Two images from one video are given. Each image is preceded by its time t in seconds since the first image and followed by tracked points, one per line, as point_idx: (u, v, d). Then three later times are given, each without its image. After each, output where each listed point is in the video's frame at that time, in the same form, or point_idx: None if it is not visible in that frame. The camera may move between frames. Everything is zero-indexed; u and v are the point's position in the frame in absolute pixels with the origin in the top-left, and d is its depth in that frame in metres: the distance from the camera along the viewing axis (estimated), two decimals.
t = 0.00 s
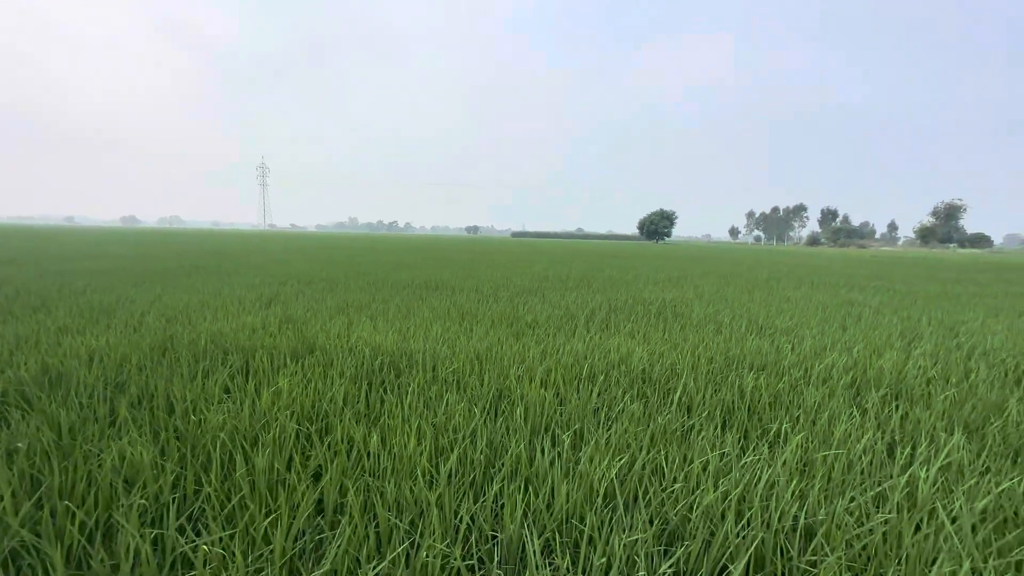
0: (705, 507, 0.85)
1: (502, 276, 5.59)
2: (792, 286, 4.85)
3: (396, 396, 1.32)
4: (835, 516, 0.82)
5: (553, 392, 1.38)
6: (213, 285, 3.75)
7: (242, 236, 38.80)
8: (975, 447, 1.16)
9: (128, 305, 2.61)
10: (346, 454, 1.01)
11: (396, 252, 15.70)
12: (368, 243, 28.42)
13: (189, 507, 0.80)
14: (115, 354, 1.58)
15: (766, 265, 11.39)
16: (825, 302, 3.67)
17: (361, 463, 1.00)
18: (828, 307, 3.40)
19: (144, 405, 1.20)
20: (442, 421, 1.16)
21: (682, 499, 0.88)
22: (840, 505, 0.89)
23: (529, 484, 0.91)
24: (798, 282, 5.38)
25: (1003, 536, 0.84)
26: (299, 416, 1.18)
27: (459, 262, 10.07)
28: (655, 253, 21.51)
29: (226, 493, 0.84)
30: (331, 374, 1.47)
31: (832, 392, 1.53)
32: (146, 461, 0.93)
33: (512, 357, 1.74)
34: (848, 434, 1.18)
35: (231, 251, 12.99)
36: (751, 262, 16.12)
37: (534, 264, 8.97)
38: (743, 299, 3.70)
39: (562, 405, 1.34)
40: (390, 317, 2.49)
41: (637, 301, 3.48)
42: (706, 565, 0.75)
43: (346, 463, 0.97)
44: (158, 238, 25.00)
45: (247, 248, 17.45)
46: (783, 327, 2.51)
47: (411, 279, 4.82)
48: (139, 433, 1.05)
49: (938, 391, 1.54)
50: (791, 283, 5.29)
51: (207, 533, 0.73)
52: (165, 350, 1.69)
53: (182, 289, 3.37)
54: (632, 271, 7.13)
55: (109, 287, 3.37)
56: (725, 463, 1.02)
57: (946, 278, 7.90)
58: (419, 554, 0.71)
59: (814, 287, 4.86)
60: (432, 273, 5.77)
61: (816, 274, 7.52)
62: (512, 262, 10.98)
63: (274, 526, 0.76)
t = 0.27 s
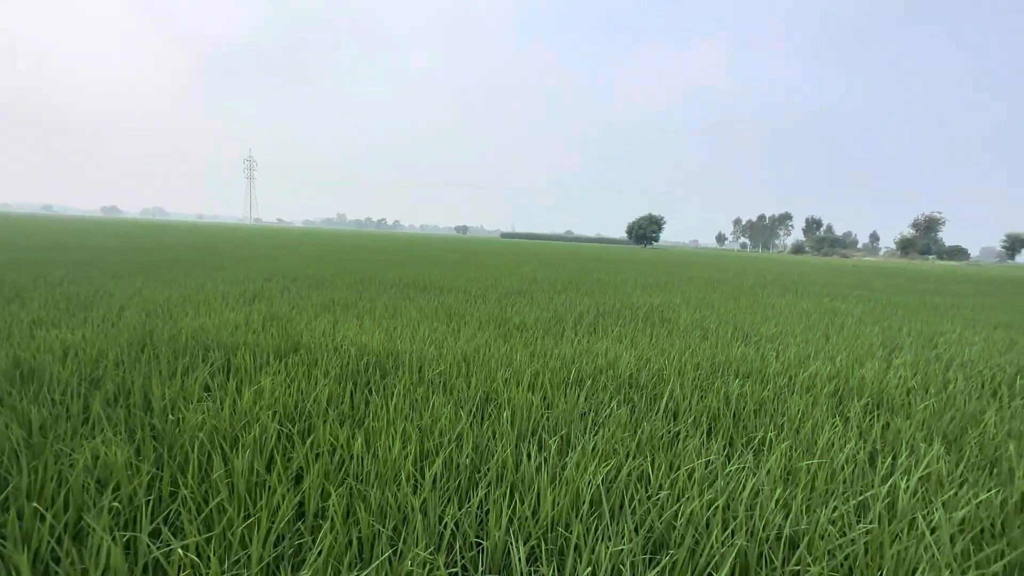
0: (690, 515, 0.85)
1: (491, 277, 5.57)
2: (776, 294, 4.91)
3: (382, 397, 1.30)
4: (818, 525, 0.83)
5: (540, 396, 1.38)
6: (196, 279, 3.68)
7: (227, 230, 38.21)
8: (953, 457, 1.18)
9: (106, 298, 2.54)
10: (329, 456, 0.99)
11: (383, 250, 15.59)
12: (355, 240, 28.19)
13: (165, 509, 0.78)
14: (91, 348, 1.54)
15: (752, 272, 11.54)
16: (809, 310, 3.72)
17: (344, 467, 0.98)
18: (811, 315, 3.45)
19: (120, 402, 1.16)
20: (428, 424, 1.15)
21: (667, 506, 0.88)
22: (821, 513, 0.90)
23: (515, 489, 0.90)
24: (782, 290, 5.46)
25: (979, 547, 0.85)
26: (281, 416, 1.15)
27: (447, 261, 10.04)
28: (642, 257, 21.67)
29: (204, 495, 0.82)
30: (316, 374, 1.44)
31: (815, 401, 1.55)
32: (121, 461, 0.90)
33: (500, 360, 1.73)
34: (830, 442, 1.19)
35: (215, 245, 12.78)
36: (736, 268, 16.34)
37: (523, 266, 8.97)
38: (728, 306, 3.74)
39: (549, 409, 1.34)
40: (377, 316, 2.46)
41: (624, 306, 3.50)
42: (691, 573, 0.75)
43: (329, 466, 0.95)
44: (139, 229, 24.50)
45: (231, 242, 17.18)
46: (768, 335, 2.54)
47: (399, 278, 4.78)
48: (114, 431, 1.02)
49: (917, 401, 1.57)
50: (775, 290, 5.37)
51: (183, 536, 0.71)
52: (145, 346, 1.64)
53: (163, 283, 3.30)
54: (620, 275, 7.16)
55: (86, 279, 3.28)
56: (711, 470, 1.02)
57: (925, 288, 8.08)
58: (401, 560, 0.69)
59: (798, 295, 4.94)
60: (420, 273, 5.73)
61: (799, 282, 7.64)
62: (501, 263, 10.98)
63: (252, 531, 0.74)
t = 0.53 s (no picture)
0: (680, 520, 0.84)
1: (482, 277, 5.55)
2: (766, 299, 4.95)
3: (371, 398, 1.28)
4: (807, 532, 0.83)
5: (530, 399, 1.37)
6: (182, 274, 3.61)
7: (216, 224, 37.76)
8: (938, 465, 1.19)
9: (89, 292, 2.49)
10: (316, 458, 0.97)
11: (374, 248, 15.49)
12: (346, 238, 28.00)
13: (145, 511, 0.76)
14: (71, 344, 1.50)
15: (741, 277, 11.64)
16: (798, 316, 3.75)
17: (330, 468, 0.96)
18: (800, 321, 3.48)
19: (101, 399, 1.14)
20: (417, 426, 1.13)
21: (657, 512, 0.88)
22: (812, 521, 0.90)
23: (504, 493, 0.89)
24: (771, 296, 5.50)
25: (965, 556, 0.85)
26: (267, 415, 1.13)
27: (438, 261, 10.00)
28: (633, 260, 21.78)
29: (185, 496, 0.80)
30: (304, 373, 1.42)
31: (804, 407, 1.56)
32: (101, 460, 0.88)
33: (490, 362, 1.72)
34: (819, 449, 1.19)
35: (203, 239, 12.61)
36: (725, 273, 16.50)
37: (514, 267, 8.96)
38: (718, 310, 3.75)
39: (540, 412, 1.33)
40: (366, 315, 2.44)
41: (615, 308, 3.50)
42: None
43: (315, 468, 0.93)
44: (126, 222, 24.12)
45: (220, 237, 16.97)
46: (757, 340, 2.56)
47: (390, 277, 4.74)
48: (95, 430, 0.99)
49: (904, 408, 1.59)
50: (765, 296, 5.40)
51: (162, 539, 0.69)
52: (128, 342, 1.61)
53: (148, 277, 3.24)
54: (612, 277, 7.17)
55: (69, 272, 3.21)
56: (701, 475, 1.02)
57: (910, 297, 8.21)
58: (387, 565, 0.68)
59: (787, 301, 4.98)
60: (411, 272, 5.70)
61: (788, 288, 7.72)
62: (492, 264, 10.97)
63: (234, 535, 0.72)
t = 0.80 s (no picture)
0: (681, 520, 0.86)
1: (479, 277, 5.56)
2: (761, 301, 4.99)
3: (373, 397, 1.29)
4: (806, 532, 0.84)
5: (530, 399, 1.38)
6: (179, 271, 3.60)
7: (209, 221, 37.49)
8: (932, 468, 1.21)
9: (85, 288, 2.47)
10: (320, 457, 0.98)
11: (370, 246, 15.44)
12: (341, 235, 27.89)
13: (152, 510, 0.76)
14: (69, 341, 1.49)
15: (736, 279, 11.70)
16: (792, 319, 3.79)
17: (334, 467, 0.97)
18: (794, 324, 3.51)
19: (102, 397, 1.13)
20: (419, 426, 1.14)
21: (659, 512, 0.89)
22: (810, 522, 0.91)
23: (507, 493, 0.90)
24: (766, 298, 5.55)
25: (960, 556, 0.87)
26: (269, 414, 1.14)
27: (434, 260, 9.99)
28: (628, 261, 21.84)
29: (191, 494, 0.81)
30: (304, 372, 1.42)
31: (799, 409, 1.58)
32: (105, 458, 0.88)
33: (490, 362, 1.73)
34: (816, 451, 1.21)
35: (197, 236, 12.52)
36: (719, 274, 16.59)
37: (511, 267, 8.97)
38: (714, 312, 3.78)
39: (540, 412, 1.34)
40: (366, 314, 2.44)
41: (612, 309, 3.52)
42: None
43: (319, 467, 0.94)
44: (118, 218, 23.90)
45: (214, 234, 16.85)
46: (753, 342, 2.58)
47: (387, 276, 4.74)
48: (98, 428, 0.99)
49: (897, 411, 1.61)
50: (760, 298, 5.45)
51: (170, 537, 0.69)
52: (126, 339, 1.60)
53: (145, 274, 3.22)
54: (608, 278, 7.20)
55: (64, 268, 3.19)
56: (701, 476, 1.04)
57: (901, 300, 8.30)
58: (395, 563, 0.69)
59: (782, 304, 5.02)
60: (408, 271, 5.70)
61: (782, 290, 7.77)
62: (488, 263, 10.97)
63: (242, 533, 0.72)
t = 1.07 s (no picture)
0: (697, 510, 0.88)
1: (484, 273, 5.60)
2: (765, 297, 5.01)
3: (390, 392, 1.32)
4: (818, 521, 0.87)
5: (543, 394, 1.40)
6: (189, 268, 3.64)
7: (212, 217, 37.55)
8: (939, 460, 1.23)
9: (100, 285, 2.51)
10: (344, 449, 1.01)
11: (373, 242, 15.49)
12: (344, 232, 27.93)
13: (187, 500, 0.79)
14: (90, 337, 1.53)
15: (739, 274, 11.72)
16: (797, 314, 3.81)
17: (357, 459, 0.99)
18: (799, 319, 3.53)
19: (128, 392, 1.16)
20: (438, 420, 1.17)
21: (674, 502, 0.92)
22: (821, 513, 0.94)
23: (527, 484, 0.93)
24: (771, 293, 5.57)
25: (967, 544, 0.90)
26: (292, 408, 1.17)
27: (438, 256, 10.02)
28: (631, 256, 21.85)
29: (223, 485, 0.84)
30: (322, 367, 1.45)
31: (806, 402, 1.60)
32: (138, 451, 0.91)
33: (501, 357, 1.76)
34: (826, 443, 1.23)
35: (201, 233, 12.57)
36: (722, 270, 16.60)
37: (515, 262, 9.01)
38: (719, 307, 3.80)
39: (553, 406, 1.37)
40: (376, 310, 2.47)
41: (618, 305, 3.55)
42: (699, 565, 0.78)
43: (344, 459, 0.96)
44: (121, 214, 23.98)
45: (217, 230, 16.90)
46: (759, 337, 2.60)
47: (393, 272, 4.78)
48: (128, 421, 1.02)
49: (903, 404, 1.63)
50: (764, 293, 5.47)
51: (208, 525, 0.72)
52: (145, 336, 1.64)
53: (157, 272, 3.26)
54: (612, 274, 7.22)
55: (77, 265, 3.23)
56: (714, 467, 1.06)
57: (904, 295, 8.30)
58: (424, 550, 0.72)
59: (786, 299, 5.04)
60: (414, 267, 5.73)
61: (786, 285, 7.78)
62: (491, 259, 11.01)
63: (277, 521, 0.75)
